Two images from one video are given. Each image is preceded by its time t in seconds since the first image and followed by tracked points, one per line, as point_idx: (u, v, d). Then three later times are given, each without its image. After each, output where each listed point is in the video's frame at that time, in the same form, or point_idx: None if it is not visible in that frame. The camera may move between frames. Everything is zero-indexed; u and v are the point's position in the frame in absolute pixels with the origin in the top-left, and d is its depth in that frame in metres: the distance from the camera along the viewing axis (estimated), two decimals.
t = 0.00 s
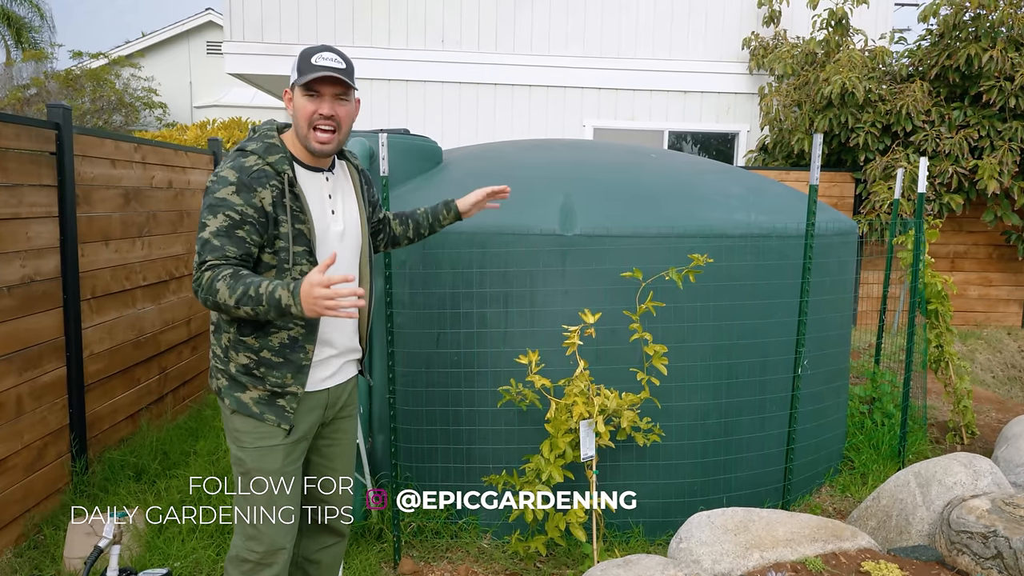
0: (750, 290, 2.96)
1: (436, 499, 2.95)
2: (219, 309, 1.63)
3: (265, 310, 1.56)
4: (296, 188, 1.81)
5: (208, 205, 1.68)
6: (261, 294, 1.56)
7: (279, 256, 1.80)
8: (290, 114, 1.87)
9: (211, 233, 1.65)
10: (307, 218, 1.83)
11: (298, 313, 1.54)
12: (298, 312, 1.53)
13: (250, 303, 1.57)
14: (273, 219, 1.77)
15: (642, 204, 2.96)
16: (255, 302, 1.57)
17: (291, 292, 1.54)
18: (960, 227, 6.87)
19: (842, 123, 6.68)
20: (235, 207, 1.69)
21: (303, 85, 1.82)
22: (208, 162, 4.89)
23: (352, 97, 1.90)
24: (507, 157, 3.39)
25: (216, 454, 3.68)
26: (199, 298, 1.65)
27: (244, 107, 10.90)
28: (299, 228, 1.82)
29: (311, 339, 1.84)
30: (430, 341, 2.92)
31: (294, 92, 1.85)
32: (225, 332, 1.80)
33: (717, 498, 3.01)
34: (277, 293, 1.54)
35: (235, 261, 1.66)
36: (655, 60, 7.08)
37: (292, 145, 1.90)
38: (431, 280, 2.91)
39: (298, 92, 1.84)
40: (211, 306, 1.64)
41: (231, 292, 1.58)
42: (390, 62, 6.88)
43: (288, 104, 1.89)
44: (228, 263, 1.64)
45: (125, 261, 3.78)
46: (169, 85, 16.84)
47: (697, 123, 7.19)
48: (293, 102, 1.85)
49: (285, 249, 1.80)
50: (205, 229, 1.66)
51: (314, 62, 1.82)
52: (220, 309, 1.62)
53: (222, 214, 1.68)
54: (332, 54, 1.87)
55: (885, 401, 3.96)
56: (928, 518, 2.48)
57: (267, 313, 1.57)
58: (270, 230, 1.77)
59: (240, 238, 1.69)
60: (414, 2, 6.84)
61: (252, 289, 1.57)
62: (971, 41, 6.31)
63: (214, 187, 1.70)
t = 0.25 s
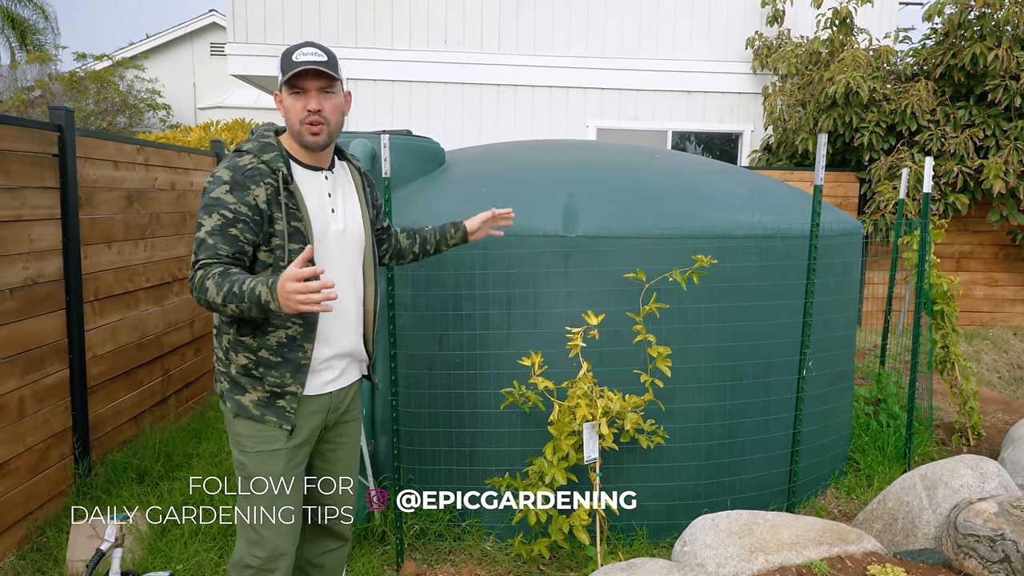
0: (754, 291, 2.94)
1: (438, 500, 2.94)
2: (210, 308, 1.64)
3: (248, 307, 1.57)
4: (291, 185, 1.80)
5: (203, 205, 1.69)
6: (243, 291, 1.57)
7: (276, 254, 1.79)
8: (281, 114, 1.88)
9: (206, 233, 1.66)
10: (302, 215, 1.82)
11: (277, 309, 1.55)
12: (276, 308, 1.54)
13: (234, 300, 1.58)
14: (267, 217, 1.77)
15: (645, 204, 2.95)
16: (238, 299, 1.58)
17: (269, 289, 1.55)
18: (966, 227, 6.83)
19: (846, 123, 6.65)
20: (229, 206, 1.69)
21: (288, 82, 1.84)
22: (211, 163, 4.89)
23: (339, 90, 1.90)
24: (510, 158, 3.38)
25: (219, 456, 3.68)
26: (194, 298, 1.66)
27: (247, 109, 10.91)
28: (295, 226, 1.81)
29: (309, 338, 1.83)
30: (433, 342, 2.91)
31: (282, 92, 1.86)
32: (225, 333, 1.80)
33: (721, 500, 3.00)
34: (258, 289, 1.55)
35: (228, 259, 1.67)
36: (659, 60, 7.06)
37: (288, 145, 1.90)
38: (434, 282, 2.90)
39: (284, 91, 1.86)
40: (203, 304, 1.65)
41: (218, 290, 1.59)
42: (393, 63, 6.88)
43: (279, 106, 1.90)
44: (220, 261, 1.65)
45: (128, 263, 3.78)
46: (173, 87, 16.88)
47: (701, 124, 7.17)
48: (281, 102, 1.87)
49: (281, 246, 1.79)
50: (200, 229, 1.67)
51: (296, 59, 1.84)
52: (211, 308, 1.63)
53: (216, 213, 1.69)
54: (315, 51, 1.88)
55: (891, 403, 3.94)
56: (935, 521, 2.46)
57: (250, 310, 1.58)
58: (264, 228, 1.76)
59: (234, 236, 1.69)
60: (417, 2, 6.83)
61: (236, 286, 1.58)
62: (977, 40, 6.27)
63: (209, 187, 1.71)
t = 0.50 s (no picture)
0: (758, 292, 2.92)
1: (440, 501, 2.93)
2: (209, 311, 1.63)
3: (241, 316, 1.56)
4: (291, 186, 1.79)
5: (203, 206, 1.68)
6: (236, 300, 1.55)
7: (276, 254, 1.78)
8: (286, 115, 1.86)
9: (206, 234, 1.65)
10: (303, 216, 1.81)
11: (268, 322, 1.53)
12: (267, 321, 1.53)
13: (228, 308, 1.56)
14: (268, 217, 1.76)
15: (648, 205, 2.93)
16: (231, 307, 1.56)
17: (262, 300, 1.53)
18: (970, 227, 6.80)
19: (850, 123, 6.62)
20: (229, 206, 1.68)
21: (296, 83, 1.82)
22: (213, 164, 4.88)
23: (347, 93, 1.89)
24: (512, 158, 3.37)
25: (221, 458, 3.67)
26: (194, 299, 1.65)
27: (250, 109, 10.92)
28: (296, 226, 1.80)
29: (310, 339, 1.82)
30: (435, 344, 2.90)
31: (289, 92, 1.85)
32: (225, 334, 1.78)
33: (724, 502, 2.98)
34: (250, 299, 1.54)
35: (228, 261, 1.66)
36: (661, 60, 7.04)
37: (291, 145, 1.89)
38: (436, 283, 2.88)
39: (291, 91, 1.84)
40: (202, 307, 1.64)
41: (214, 296, 1.58)
42: (395, 63, 6.87)
43: (284, 106, 1.88)
44: (219, 263, 1.64)
45: (129, 264, 3.78)
46: (176, 88, 16.90)
47: (704, 123, 7.15)
48: (288, 102, 1.85)
49: (282, 247, 1.78)
50: (200, 229, 1.66)
51: (305, 60, 1.82)
52: (209, 311, 1.62)
53: (217, 214, 1.68)
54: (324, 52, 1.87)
55: (895, 404, 3.92)
56: (941, 524, 2.44)
57: (243, 319, 1.56)
58: (264, 229, 1.75)
59: (234, 237, 1.68)
60: (419, 3, 6.83)
61: (230, 294, 1.56)
62: (981, 39, 6.24)
63: (209, 187, 1.70)
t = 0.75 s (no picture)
0: (761, 294, 2.90)
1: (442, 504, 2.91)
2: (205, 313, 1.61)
3: (242, 315, 1.54)
4: (290, 189, 1.78)
5: (201, 208, 1.67)
6: (237, 298, 1.54)
7: (273, 258, 1.77)
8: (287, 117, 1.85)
9: (202, 237, 1.64)
10: (301, 219, 1.79)
11: (272, 318, 1.52)
12: (271, 317, 1.51)
13: (228, 307, 1.55)
14: (266, 221, 1.74)
15: (650, 206, 2.92)
16: (232, 306, 1.54)
17: (265, 296, 1.52)
18: (975, 227, 6.76)
19: (854, 123, 6.59)
20: (227, 209, 1.67)
21: (298, 85, 1.80)
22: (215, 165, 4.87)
23: (348, 95, 1.88)
24: (513, 159, 3.35)
25: (222, 460, 3.66)
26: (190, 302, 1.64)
27: (253, 111, 10.92)
28: (294, 230, 1.78)
29: (307, 343, 1.81)
30: (436, 346, 2.89)
31: (291, 94, 1.83)
32: (222, 338, 1.77)
33: (728, 506, 2.96)
34: (252, 297, 1.52)
35: (224, 264, 1.65)
36: (665, 60, 7.02)
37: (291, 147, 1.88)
38: (438, 285, 2.87)
39: (293, 93, 1.83)
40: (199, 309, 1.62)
41: (212, 296, 1.56)
42: (398, 64, 6.86)
43: (285, 108, 1.87)
44: (215, 266, 1.63)
45: (131, 266, 3.77)
46: (179, 89, 16.93)
47: (707, 124, 7.13)
48: (289, 104, 1.84)
49: (279, 251, 1.76)
50: (197, 233, 1.65)
51: (307, 62, 1.80)
52: (207, 313, 1.61)
53: (214, 217, 1.66)
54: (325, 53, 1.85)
55: (901, 406, 3.89)
56: (947, 528, 2.42)
57: (244, 318, 1.55)
58: (262, 232, 1.74)
59: (231, 240, 1.67)
60: (421, 3, 6.82)
61: (230, 293, 1.55)
62: (986, 39, 6.21)
63: (206, 190, 1.69)
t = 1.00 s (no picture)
0: (764, 295, 2.89)
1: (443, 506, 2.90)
2: (217, 306, 1.59)
3: (267, 293, 1.54)
4: (292, 186, 1.77)
5: (204, 204, 1.65)
6: (261, 277, 1.54)
7: (276, 255, 1.75)
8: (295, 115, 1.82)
9: (207, 232, 1.62)
10: (302, 217, 1.79)
11: (301, 288, 1.52)
12: (301, 288, 1.52)
13: (251, 288, 1.55)
14: (268, 217, 1.73)
15: (652, 207, 2.90)
16: (256, 286, 1.55)
17: (292, 268, 1.53)
18: (979, 227, 6.73)
19: (857, 123, 6.57)
20: (231, 205, 1.65)
21: (310, 83, 1.78)
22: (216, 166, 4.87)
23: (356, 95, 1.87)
24: (515, 159, 3.34)
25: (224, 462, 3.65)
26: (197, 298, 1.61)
27: (255, 112, 10.91)
28: (296, 227, 1.77)
29: (308, 341, 1.79)
30: (437, 347, 2.87)
31: (300, 92, 1.81)
32: (225, 338, 1.76)
33: (731, 508, 2.94)
34: (278, 272, 1.53)
35: (233, 257, 1.63)
36: (667, 60, 7.01)
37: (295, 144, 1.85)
38: (439, 286, 2.86)
39: (304, 90, 1.80)
40: (210, 304, 1.60)
41: (230, 283, 1.55)
42: (400, 65, 6.85)
43: (291, 106, 1.84)
44: (225, 258, 1.61)
45: (132, 267, 3.76)
46: (181, 90, 16.95)
47: (710, 124, 7.11)
48: (299, 101, 1.81)
49: (282, 247, 1.75)
50: (202, 229, 1.63)
51: (321, 61, 1.79)
52: (220, 306, 1.58)
53: (218, 212, 1.65)
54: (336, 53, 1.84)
55: (904, 407, 3.87)
56: (951, 531, 2.41)
57: (270, 295, 1.55)
58: (265, 229, 1.72)
59: (237, 235, 1.66)
60: (423, 4, 6.81)
61: (251, 274, 1.55)
62: (990, 39, 6.18)
63: (209, 186, 1.67)
